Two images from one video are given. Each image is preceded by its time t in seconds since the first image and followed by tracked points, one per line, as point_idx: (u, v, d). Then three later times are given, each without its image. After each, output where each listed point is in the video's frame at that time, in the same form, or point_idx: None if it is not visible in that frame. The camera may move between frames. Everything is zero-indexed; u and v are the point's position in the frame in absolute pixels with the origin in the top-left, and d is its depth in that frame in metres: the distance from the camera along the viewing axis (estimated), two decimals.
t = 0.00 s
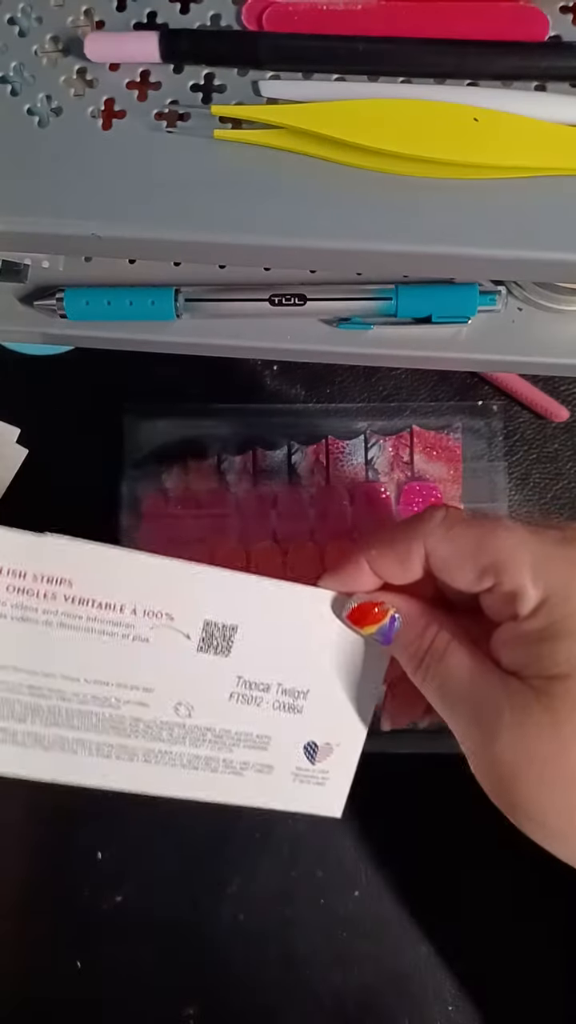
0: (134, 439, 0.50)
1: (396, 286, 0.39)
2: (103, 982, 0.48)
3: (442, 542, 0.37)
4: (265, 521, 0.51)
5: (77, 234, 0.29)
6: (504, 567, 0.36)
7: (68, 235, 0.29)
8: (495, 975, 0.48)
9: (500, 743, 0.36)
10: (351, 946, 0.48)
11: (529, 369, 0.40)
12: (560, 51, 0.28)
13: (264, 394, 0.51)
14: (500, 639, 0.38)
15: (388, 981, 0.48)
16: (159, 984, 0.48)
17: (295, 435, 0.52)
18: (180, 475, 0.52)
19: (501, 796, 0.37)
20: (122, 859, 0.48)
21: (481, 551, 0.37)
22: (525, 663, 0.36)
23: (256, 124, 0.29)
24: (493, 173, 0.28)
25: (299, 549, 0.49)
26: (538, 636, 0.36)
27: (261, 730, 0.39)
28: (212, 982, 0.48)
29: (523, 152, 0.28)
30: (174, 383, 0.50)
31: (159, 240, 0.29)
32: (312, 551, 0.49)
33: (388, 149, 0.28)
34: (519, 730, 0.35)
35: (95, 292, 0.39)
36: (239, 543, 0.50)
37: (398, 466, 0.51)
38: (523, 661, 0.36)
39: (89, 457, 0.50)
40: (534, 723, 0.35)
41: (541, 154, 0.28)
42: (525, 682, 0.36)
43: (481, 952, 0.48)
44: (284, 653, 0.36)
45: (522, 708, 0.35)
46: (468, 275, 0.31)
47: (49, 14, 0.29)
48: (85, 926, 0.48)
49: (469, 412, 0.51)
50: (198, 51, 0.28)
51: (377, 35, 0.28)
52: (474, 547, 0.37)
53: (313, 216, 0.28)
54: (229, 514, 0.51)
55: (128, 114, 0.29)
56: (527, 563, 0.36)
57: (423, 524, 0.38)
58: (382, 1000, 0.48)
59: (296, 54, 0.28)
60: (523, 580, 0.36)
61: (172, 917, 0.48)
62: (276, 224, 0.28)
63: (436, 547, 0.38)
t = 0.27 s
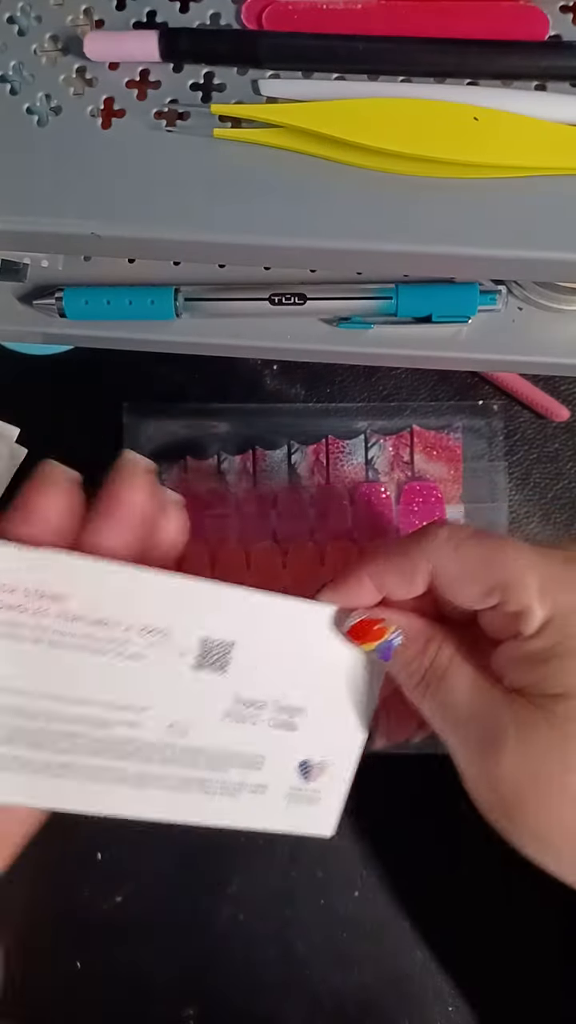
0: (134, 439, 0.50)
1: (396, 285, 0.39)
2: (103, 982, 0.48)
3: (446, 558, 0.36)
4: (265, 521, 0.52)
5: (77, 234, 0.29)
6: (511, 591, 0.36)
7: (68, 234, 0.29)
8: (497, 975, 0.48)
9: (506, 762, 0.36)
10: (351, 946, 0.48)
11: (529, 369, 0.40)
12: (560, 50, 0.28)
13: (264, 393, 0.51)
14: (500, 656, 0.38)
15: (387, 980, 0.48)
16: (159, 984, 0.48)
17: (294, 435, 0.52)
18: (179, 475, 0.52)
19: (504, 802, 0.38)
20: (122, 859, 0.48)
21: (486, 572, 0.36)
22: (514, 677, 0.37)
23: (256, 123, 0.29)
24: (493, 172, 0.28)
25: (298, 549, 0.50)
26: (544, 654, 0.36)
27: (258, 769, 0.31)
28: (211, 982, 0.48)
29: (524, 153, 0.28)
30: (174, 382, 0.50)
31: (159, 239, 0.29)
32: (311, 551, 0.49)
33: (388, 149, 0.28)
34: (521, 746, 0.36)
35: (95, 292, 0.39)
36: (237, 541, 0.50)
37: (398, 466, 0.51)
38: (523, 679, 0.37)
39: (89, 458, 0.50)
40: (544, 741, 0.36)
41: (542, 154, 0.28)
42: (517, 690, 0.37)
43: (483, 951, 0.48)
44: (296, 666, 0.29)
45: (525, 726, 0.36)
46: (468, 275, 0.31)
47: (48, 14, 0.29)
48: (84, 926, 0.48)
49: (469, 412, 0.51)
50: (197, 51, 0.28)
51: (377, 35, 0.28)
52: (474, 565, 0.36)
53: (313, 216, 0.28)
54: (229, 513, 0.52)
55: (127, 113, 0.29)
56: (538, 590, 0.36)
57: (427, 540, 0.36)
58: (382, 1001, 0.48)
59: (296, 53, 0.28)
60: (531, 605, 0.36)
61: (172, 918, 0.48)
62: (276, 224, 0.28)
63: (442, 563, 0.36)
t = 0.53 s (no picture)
0: (134, 440, 0.50)
1: (396, 286, 0.39)
2: (103, 982, 0.48)
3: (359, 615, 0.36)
4: (264, 522, 0.51)
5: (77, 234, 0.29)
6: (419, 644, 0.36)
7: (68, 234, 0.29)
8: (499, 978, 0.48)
9: (422, 815, 0.36)
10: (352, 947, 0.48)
11: (529, 369, 0.40)
12: (560, 50, 0.28)
13: (264, 393, 0.51)
14: (417, 715, 0.37)
15: (388, 983, 0.48)
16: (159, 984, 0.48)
17: (294, 435, 0.51)
18: (178, 475, 0.51)
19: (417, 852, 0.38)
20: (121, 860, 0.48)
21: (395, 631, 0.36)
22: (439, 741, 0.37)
23: (255, 123, 0.29)
24: (493, 173, 0.28)
25: (299, 550, 0.50)
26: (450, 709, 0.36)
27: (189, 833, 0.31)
28: (211, 981, 0.48)
29: (524, 152, 0.28)
30: (174, 383, 0.50)
31: (159, 240, 0.29)
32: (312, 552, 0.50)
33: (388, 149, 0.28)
34: (434, 796, 0.36)
35: (95, 292, 0.39)
36: (237, 542, 0.51)
37: (398, 466, 0.51)
38: (437, 736, 0.37)
39: (89, 458, 0.50)
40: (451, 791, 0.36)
41: (541, 154, 0.28)
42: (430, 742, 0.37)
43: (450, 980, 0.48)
44: (215, 744, 0.31)
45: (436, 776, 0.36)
46: (468, 275, 0.31)
47: (48, 14, 0.29)
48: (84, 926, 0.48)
49: (469, 412, 0.51)
50: (198, 51, 0.28)
51: (377, 35, 0.28)
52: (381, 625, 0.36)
53: (313, 216, 0.28)
54: (229, 514, 0.51)
55: (127, 113, 0.29)
56: (441, 645, 0.35)
57: (340, 598, 0.37)
58: (382, 1002, 0.48)
59: (296, 53, 0.28)
60: (437, 666, 0.36)
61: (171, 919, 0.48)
62: (275, 224, 0.28)
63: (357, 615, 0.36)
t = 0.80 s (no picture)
0: (134, 440, 0.50)
1: (395, 286, 0.39)
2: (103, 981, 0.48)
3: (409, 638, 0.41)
4: (264, 522, 0.51)
5: (78, 235, 0.29)
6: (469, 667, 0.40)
7: (69, 236, 0.29)
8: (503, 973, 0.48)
9: (480, 838, 0.41)
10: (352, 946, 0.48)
11: (528, 369, 0.40)
12: (559, 52, 0.28)
13: (264, 394, 0.51)
14: (470, 749, 0.42)
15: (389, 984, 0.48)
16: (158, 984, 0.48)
17: (294, 435, 0.51)
18: (179, 475, 0.51)
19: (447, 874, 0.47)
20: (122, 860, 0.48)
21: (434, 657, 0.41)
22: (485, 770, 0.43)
23: (256, 125, 0.29)
24: (491, 174, 0.28)
25: (299, 550, 0.51)
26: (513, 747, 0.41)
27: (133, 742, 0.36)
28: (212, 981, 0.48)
29: (524, 153, 0.28)
30: (175, 383, 0.50)
31: (160, 241, 0.29)
32: (311, 552, 0.51)
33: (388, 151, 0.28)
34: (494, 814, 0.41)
35: (95, 293, 0.39)
36: (238, 543, 0.51)
37: (398, 466, 0.51)
38: (491, 773, 0.41)
39: (90, 458, 0.50)
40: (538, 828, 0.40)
41: (541, 156, 0.28)
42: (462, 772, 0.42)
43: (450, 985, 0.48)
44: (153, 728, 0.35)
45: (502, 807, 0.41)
46: (467, 276, 0.31)
47: (49, 16, 0.29)
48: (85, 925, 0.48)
49: (468, 412, 0.51)
50: (198, 51, 0.28)
51: (377, 37, 0.28)
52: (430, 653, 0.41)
53: (314, 218, 0.28)
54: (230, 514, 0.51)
55: (128, 115, 0.29)
56: (502, 680, 0.40)
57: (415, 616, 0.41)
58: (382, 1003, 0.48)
59: (296, 55, 0.28)
60: (498, 676, 0.39)
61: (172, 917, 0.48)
62: (276, 226, 0.28)
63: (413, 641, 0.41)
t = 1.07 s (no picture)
0: (134, 440, 0.50)
1: (395, 286, 0.39)
2: (103, 981, 0.48)
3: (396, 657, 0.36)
4: (263, 522, 0.51)
5: (78, 235, 0.29)
6: (412, 746, 0.35)
7: (69, 236, 0.29)
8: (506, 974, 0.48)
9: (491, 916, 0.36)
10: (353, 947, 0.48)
11: (528, 369, 0.40)
12: (559, 52, 0.28)
13: (264, 394, 0.51)
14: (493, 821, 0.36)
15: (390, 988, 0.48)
16: (158, 983, 0.48)
17: (294, 435, 0.51)
18: (179, 475, 0.51)
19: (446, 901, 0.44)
20: (122, 859, 0.48)
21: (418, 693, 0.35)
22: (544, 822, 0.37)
23: (256, 125, 0.29)
24: (491, 174, 0.28)
25: (299, 550, 0.51)
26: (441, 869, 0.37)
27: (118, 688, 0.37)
28: (212, 982, 0.48)
29: (524, 153, 0.28)
30: (175, 383, 0.51)
31: (160, 241, 0.29)
32: (311, 551, 0.50)
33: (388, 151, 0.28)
34: (413, 935, 0.38)
35: (95, 293, 0.39)
36: (239, 543, 0.51)
37: (398, 466, 0.51)
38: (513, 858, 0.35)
39: (90, 458, 0.50)
40: (491, 952, 0.35)
41: (542, 155, 0.28)
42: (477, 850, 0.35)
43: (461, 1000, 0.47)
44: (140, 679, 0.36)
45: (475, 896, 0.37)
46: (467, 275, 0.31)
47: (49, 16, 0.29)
48: (86, 925, 0.48)
49: (468, 412, 0.51)
50: (198, 51, 0.28)
51: (377, 37, 0.28)
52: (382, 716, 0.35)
53: (314, 218, 0.28)
54: (229, 515, 0.51)
55: (128, 115, 0.29)
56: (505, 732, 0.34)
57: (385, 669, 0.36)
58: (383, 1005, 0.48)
59: (296, 55, 0.28)
60: (379, 856, 0.38)
61: (172, 918, 0.48)
62: (276, 226, 0.28)
63: (397, 664, 0.36)
